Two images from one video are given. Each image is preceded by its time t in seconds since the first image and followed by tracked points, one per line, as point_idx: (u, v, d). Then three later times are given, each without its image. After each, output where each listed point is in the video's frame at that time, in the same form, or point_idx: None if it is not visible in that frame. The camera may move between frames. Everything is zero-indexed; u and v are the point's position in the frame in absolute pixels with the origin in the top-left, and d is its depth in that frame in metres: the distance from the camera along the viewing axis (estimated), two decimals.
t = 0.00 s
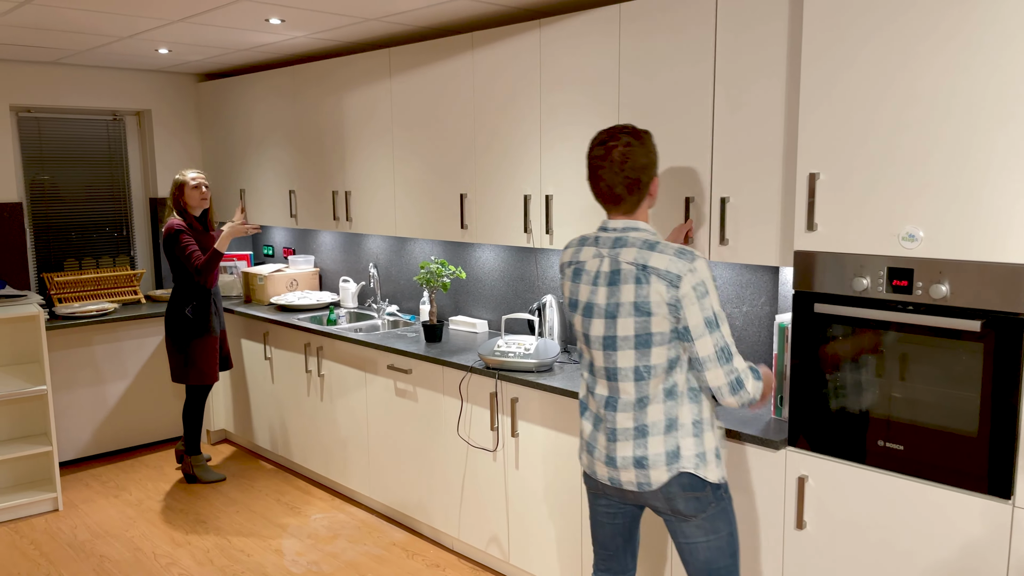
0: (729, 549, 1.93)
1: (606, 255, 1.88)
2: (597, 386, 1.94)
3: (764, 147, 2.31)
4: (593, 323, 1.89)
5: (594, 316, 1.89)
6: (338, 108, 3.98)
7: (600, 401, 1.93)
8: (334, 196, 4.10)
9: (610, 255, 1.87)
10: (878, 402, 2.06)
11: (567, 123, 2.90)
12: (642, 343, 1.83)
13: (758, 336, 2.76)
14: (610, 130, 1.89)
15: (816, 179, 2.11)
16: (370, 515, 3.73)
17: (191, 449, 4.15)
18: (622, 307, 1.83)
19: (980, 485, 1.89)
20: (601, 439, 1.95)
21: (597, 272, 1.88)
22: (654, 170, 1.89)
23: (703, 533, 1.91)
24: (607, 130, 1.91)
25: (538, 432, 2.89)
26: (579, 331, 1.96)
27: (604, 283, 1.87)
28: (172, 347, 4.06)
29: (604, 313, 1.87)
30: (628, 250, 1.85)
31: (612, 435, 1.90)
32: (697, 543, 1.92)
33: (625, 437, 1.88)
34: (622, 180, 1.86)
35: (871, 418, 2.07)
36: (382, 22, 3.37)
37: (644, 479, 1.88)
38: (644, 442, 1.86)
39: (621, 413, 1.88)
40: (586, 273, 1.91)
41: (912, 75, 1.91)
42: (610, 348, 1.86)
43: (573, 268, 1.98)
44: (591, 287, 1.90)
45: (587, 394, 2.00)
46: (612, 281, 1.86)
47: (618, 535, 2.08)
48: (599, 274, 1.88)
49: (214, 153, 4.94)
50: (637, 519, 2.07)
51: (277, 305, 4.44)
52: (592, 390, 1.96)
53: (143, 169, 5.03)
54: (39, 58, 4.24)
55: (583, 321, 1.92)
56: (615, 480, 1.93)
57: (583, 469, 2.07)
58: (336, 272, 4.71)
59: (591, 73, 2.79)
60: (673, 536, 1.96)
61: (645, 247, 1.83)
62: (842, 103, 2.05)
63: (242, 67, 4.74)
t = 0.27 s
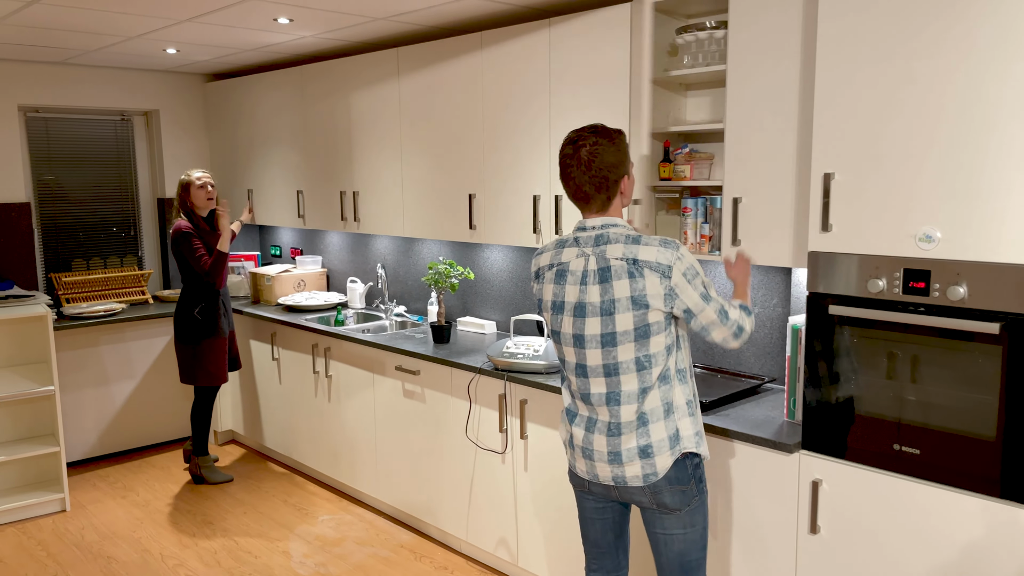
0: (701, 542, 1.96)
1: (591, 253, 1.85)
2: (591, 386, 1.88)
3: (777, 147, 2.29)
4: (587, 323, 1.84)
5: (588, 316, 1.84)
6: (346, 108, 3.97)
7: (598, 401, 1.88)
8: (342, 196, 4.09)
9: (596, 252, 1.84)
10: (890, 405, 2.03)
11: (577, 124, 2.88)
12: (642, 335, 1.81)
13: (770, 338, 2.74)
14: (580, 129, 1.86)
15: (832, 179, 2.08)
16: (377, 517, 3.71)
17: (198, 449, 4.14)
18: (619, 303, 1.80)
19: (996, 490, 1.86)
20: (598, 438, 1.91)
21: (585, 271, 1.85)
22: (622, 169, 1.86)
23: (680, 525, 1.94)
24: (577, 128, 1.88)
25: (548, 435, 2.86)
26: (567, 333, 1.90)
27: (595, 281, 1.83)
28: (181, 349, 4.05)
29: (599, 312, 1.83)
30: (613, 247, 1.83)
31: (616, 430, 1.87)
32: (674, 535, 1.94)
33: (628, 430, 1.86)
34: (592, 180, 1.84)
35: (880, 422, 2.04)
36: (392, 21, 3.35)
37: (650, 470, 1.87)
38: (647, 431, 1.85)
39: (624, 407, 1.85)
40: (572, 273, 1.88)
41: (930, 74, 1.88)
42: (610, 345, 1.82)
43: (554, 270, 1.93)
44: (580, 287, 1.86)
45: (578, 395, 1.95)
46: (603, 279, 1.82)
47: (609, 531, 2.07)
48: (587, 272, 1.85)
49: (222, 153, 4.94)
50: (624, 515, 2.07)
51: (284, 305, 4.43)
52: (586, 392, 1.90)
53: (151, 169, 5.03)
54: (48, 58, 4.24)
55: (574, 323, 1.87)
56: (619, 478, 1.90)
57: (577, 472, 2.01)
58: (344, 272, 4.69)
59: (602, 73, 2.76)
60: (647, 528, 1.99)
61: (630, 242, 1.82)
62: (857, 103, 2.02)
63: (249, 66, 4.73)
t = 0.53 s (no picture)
0: (707, 538, 1.96)
1: (587, 256, 1.82)
2: (602, 387, 1.84)
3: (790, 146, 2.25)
4: (595, 325, 1.80)
5: (595, 319, 1.80)
6: (353, 107, 3.95)
7: (611, 400, 1.85)
8: (349, 196, 4.07)
9: (593, 254, 1.82)
10: (902, 407, 2.00)
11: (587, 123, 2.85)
12: (651, 329, 1.81)
13: (782, 340, 2.71)
14: (561, 132, 1.86)
15: (845, 179, 2.04)
16: (385, 519, 3.69)
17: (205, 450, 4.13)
18: (628, 302, 1.77)
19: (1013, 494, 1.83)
20: (611, 438, 1.87)
21: (585, 275, 1.81)
22: (605, 169, 1.86)
23: (686, 522, 1.93)
24: (558, 132, 1.88)
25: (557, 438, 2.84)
26: (571, 338, 1.85)
27: (597, 283, 1.80)
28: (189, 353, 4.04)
29: (605, 313, 1.79)
30: (611, 247, 1.81)
31: (631, 425, 1.85)
32: (681, 532, 1.94)
33: (642, 425, 1.84)
34: (576, 182, 1.84)
35: (894, 424, 2.01)
36: (400, 21, 3.33)
37: (664, 463, 1.86)
38: (658, 423, 1.85)
39: (639, 402, 1.83)
40: (569, 279, 1.84)
41: (947, 71, 1.85)
42: (622, 344, 1.79)
43: (550, 276, 1.88)
44: (581, 290, 1.81)
45: (585, 398, 1.90)
46: (606, 280, 1.79)
47: (614, 534, 2.05)
48: (587, 275, 1.81)
49: (229, 153, 4.92)
50: (628, 516, 2.05)
51: (291, 306, 4.42)
52: (597, 394, 1.86)
53: (158, 169, 5.02)
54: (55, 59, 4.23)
55: (580, 328, 1.82)
56: (634, 477, 1.87)
57: (585, 477, 1.96)
58: (351, 273, 4.68)
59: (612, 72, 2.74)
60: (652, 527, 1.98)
61: (626, 240, 1.81)
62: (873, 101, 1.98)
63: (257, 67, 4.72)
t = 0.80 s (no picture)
0: (707, 543, 1.93)
1: (584, 257, 1.80)
2: (602, 389, 1.82)
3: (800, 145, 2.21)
4: (592, 327, 1.78)
5: (591, 320, 1.78)
6: (360, 107, 3.93)
7: (611, 403, 1.82)
8: (355, 197, 4.05)
9: (589, 256, 1.79)
10: (912, 412, 1.96)
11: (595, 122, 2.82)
12: (649, 331, 1.76)
13: (792, 342, 2.67)
14: (546, 139, 1.83)
15: (858, 180, 2.01)
16: (390, 521, 3.67)
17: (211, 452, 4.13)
18: (622, 303, 1.74)
19: None
20: (611, 440, 1.84)
21: (581, 276, 1.80)
22: (594, 171, 1.82)
23: (687, 528, 1.90)
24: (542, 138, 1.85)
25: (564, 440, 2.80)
26: (570, 339, 1.84)
27: (592, 285, 1.78)
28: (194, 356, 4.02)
29: (602, 314, 1.77)
30: (606, 248, 1.78)
31: (631, 429, 1.81)
32: (680, 537, 1.91)
33: (642, 429, 1.80)
34: (567, 188, 1.81)
35: (905, 429, 1.98)
36: (406, 20, 3.31)
37: (666, 468, 1.82)
38: (660, 427, 1.81)
39: (640, 405, 1.79)
40: (566, 280, 1.82)
41: (963, 68, 1.81)
42: (619, 346, 1.76)
43: (548, 278, 1.86)
44: (578, 292, 1.80)
45: (586, 401, 1.87)
46: (601, 281, 1.77)
47: (618, 537, 2.01)
48: (583, 277, 1.79)
49: (235, 153, 4.91)
50: (632, 521, 2.01)
51: (297, 307, 4.40)
52: (597, 395, 1.83)
53: (164, 170, 5.02)
54: (61, 59, 4.23)
55: (577, 329, 1.80)
56: (635, 481, 1.83)
57: (588, 480, 1.93)
58: (357, 273, 4.66)
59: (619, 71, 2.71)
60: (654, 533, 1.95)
61: (621, 241, 1.78)
62: (885, 99, 1.95)
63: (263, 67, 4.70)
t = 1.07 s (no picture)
0: (709, 549, 1.89)
1: (578, 260, 1.81)
2: (591, 394, 1.84)
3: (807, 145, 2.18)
4: (581, 330, 1.80)
5: (581, 324, 1.80)
6: (364, 107, 3.91)
7: (598, 408, 1.84)
8: (359, 197, 4.04)
9: (582, 259, 1.80)
10: (921, 416, 1.93)
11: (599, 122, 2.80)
12: (635, 340, 1.75)
13: (799, 344, 2.64)
14: (550, 138, 1.81)
15: (866, 180, 1.98)
16: (394, 524, 3.65)
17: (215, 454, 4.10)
18: (607, 309, 1.75)
19: None
20: (599, 446, 1.86)
21: (574, 279, 1.80)
22: (597, 174, 1.79)
23: (682, 534, 1.86)
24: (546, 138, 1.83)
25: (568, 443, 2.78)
26: (562, 341, 1.86)
27: (583, 289, 1.79)
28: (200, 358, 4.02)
29: (591, 318, 1.78)
30: (598, 252, 1.77)
31: (617, 437, 1.82)
32: (679, 543, 1.87)
33: (629, 438, 1.80)
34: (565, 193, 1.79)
35: (914, 433, 1.94)
36: (410, 20, 3.29)
37: (653, 478, 1.81)
38: (647, 438, 1.80)
39: (625, 413, 1.80)
40: (561, 282, 1.83)
41: (973, 67, 1.78)
42: (605, 352, 1.78)
43: (545, 279, 1.88)
44: (570, 295, 1.81)
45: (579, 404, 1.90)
46: (591, 285, 1.77)
47: (613, 540, 1.98)
48: (576, 280, 1.80)
49: (239, 154, 4.91)
50: (629, 526, 1.98)
51: (301, 308, 4.39)
52: (586, 399, 1.86)
53: (169, 170, 5.01)
54: (66, 59, 4.22)
55: (568, 331, 1.83)
56: (623, 487, 1.84)
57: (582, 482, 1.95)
58: (361, 274, 4.64)
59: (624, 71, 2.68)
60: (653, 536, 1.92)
61: (615, 245, 1.76)
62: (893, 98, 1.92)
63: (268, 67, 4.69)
